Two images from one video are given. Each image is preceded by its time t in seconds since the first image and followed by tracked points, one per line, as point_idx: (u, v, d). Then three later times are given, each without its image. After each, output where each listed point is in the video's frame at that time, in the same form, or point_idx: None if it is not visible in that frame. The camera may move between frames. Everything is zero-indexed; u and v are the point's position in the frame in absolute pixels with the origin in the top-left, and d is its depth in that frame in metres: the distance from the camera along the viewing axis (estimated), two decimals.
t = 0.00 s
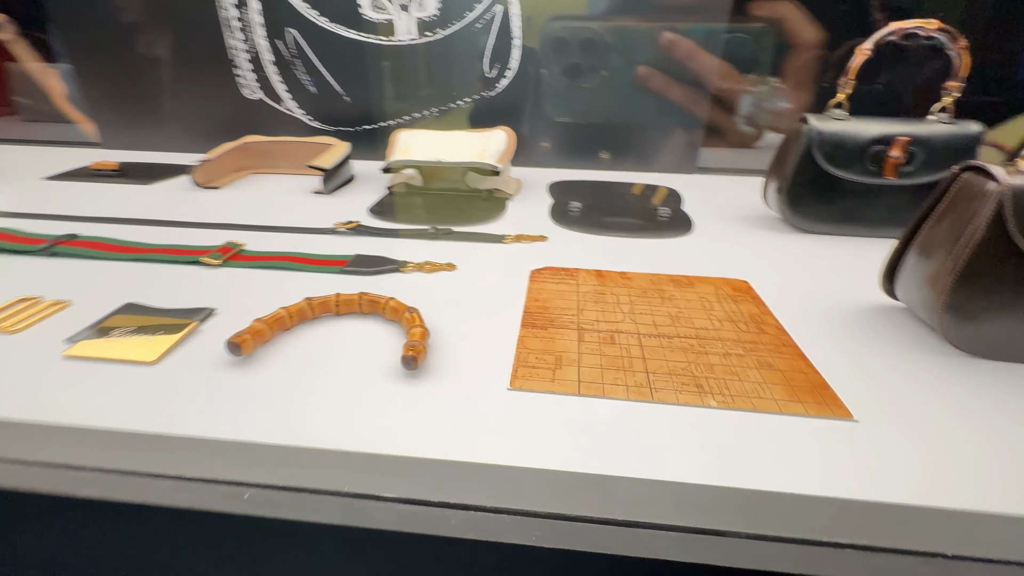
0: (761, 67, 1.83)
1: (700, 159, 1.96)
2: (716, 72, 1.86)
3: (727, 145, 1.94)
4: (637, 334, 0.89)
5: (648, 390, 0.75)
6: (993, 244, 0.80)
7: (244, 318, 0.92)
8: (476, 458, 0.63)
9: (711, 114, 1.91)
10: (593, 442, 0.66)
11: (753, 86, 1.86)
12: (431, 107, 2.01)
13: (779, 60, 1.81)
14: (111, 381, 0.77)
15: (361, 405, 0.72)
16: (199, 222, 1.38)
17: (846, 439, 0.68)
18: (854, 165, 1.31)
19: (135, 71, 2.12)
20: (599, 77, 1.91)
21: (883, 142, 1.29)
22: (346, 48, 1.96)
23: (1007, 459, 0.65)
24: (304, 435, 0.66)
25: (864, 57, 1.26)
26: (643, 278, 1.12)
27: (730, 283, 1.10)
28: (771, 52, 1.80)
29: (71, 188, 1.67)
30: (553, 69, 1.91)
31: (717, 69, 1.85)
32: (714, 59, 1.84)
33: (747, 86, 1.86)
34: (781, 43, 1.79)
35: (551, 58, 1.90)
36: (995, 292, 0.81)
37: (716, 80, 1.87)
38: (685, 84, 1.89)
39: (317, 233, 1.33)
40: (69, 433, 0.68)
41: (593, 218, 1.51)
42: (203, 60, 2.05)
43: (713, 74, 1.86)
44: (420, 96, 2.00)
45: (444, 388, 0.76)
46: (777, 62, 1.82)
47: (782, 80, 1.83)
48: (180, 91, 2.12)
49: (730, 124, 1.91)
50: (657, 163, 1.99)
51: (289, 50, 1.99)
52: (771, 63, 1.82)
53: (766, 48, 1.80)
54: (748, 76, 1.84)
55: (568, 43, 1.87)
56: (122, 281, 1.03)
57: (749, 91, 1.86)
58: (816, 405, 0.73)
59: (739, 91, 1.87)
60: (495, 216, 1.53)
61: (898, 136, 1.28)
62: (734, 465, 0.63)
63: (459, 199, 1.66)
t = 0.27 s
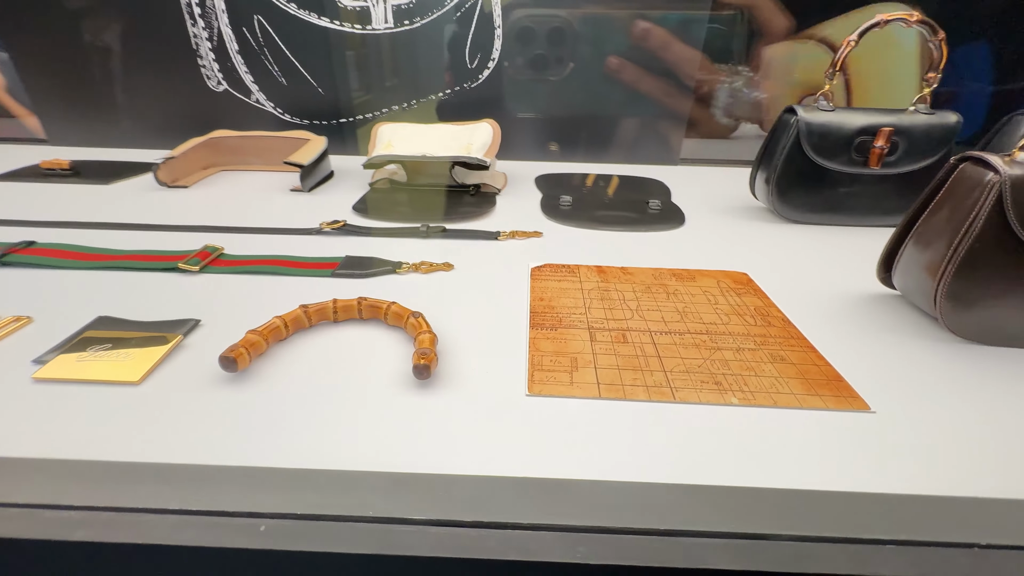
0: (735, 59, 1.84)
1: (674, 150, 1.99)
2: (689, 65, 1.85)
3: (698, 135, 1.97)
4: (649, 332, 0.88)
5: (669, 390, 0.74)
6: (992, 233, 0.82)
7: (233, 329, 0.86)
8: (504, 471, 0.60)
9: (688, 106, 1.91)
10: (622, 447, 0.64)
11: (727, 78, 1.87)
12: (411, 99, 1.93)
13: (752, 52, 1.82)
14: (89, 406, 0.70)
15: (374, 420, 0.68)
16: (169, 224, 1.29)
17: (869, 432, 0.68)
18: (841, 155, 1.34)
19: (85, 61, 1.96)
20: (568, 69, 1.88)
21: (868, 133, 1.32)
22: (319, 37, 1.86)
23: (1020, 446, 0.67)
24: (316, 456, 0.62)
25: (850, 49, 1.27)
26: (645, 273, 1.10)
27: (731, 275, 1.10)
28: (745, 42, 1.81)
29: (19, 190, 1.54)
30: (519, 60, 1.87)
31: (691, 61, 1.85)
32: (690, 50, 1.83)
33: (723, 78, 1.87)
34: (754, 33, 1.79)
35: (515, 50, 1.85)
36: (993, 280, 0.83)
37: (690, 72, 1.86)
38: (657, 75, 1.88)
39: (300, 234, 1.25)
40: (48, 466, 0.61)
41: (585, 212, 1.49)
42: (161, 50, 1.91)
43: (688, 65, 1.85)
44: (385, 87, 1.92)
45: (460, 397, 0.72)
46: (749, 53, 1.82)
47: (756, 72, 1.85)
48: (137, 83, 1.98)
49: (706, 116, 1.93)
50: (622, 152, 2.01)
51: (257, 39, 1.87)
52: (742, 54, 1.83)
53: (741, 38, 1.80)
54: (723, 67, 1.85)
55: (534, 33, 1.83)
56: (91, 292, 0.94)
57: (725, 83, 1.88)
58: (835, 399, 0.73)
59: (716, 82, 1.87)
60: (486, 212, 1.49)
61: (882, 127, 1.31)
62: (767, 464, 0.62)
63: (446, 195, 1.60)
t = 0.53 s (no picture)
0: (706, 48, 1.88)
1: (645, 142, 1.99)
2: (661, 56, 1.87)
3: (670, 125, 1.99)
4: (656, 326, 0.88)
5: (683, 383, 0.74)
6: (980, 223, 0.85)
7: (229, 335, 0.82)
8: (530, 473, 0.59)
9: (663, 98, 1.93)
10: (645, 443, 0.64)
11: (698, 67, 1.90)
12: (393, 92, 1.88)
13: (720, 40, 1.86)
14: (79, 424, 0.65)
15: (390, 426, 0.66)
16: (145, 224, 1.22)
17: (878, 417, 0.70)
18: (825, 147, 1.37)
19: (38, 50, 1.83)
20: (539, 61, 1.86)
21: (850, 125, 1.36)
22: (294, 26, 1.78)
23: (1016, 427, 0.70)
24: (336, 467, 0.59)
25: (834, 44, 1.30)
26: (645, 267, 1.11)
27: (728, 267, 1.11)
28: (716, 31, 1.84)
29: None
30: (487, 53, 1.84)
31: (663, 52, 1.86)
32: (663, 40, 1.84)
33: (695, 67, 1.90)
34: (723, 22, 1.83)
35: (484, 41, 1.82)
36: (980, 267, 0.87)
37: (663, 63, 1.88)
38: (630, 67, 1.88)
39: (289, 233, 1.20)
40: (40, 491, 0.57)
41: (577, 206, 1.49)
42: (123, 39, 1.80)
43: (663, 56, 1.87)
44: (353, 80, 1.87)
45: (476, 399, 0.71)
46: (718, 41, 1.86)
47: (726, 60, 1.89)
48: (97, 74, 1.86)
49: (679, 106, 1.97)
50: (585, 144, 2.00)
51: (228, 28, 1.79)
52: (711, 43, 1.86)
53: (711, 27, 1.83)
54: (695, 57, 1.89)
55: (502, 25, 1.81)
56: (66, 300, 0.88)
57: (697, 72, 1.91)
58: (842, 386, 0.75)
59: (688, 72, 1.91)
60: (478, 207, 1.47)
61: (864, 120, 1.35)
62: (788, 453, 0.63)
63: (435, 191, 1.57)
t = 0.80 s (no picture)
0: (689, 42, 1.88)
1: (628, 137, 1.99)
2: (644, 51, 1.87)
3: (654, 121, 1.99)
4: (664, 322, 0.88)
5: (696, 378, 0.75)
6: (975, 217, 0.87)
7: (229, 338, 0.79)
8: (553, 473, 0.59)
9: (647, 93, 1.93)
10: (665, 440, 0.64)
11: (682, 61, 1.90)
12: (382, 87, 1.85)
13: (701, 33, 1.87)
14: (76, 434, 0.62)
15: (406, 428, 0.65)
16: (131, 224, 1.17)
17: (886, 408, 0.71)
18: (817, 143, 1.39)
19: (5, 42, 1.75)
20: (519, 57, 1.84)
21: (841, 121, 1.38)
22: (279, 19, 1.73)
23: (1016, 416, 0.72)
24: (355, 473, 0.58)
25: (825, 40, 1.33)
26: (646, 263, 1.11)
27: (727, 262, 1.12)
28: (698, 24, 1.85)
29: None
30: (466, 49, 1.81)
31: (646, 47, 1.86)
32: (644, 35, 1.84)
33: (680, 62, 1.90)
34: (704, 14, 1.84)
35: (462, 36, 1.79)
36: (974, 260, 0.89)
37: (647, 58, 1.88)
38: (611, 62, 1.88)
39: (282, 232, 1.17)
40: (41, 507, 0.54)
41: (573, 202, 1.48)
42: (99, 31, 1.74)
43: (646, 49, 1.86)
44: (332, 75, 1.82)
45: (491, 399, 0.70)
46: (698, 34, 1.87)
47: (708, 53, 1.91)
48: (70, 67, 1.79)
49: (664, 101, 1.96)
50: (562, 141, 1.99)
51: (210, 21, 1.73)
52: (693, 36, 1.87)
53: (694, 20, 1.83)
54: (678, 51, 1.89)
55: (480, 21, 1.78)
56: (53, 303, 0.84)
57: (682, 67, 1.92)
58: (850, 378, 0.76)
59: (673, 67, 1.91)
60: (474, 203, 1.45)
61: (854, 115, 1.38)
62: (804, 446, 0.64)
63: (428, 188, 1.55)
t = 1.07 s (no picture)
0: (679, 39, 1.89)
1: (617, 135, 1.99)
2: (633, 47, 1.86)
3: (643, 119, 1.98)
4: (677, 320, 0.89)
5: (714, 376, 0.75)
6: (977, 216, 0.90)
7: (239, 341, 0.77)
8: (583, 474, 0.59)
9: (636, 91, 1.93)
10: (689, 438, 0.65)
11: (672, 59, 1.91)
12: (378, 83, 1.82)
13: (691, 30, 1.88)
14: (88, 444, 0.60)
15: (431, 432, 0.64)
16: (126, 225, 1.14)
17: (898, 404, 0.73)
18: (814, 142, 1.42)
19: None
20: (505, 55, 1.82)
21: (838, 120, 1.41)
22: (272, 14, 1.70)
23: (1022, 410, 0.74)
24: (384, 478, 0.58)
25: (823, 40, 1.34)
26: (654, 261, 1.11)
27: (732, 260, 1.13)
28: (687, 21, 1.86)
29: None
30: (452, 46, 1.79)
31: (636, 44, 1.86)
32: (632, 30, 1.83)
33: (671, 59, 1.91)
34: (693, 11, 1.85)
35: (446, 32, 1.76)
36: (974, 257, 0.92)
37: (637, 54, 1.88)
38: (601, 59, 1.87)
39: (284, 232, 1.14)
40: (60, 521, 0.53)
41: (575, 201, 1.48)
42: (83, 25, 1.69)
43: (635, 46, 1.86)
44: (316, 70, 1.79)
45: (513, 400, 0.70)
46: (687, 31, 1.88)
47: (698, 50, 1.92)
48: (54, 61, 1.74)
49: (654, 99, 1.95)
50: (549, 139, 1.98)
51: (200, 14, 1.68)
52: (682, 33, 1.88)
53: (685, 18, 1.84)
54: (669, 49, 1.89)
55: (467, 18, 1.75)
56: (52, 308, 0.82)
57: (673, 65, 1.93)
58: (862, 374, 0.78)
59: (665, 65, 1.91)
60: (476, 202, 1.43)
61: (850, 115, 1.40)
62: (825, 443, 0.65)
63: (428, 186, 1.53)
